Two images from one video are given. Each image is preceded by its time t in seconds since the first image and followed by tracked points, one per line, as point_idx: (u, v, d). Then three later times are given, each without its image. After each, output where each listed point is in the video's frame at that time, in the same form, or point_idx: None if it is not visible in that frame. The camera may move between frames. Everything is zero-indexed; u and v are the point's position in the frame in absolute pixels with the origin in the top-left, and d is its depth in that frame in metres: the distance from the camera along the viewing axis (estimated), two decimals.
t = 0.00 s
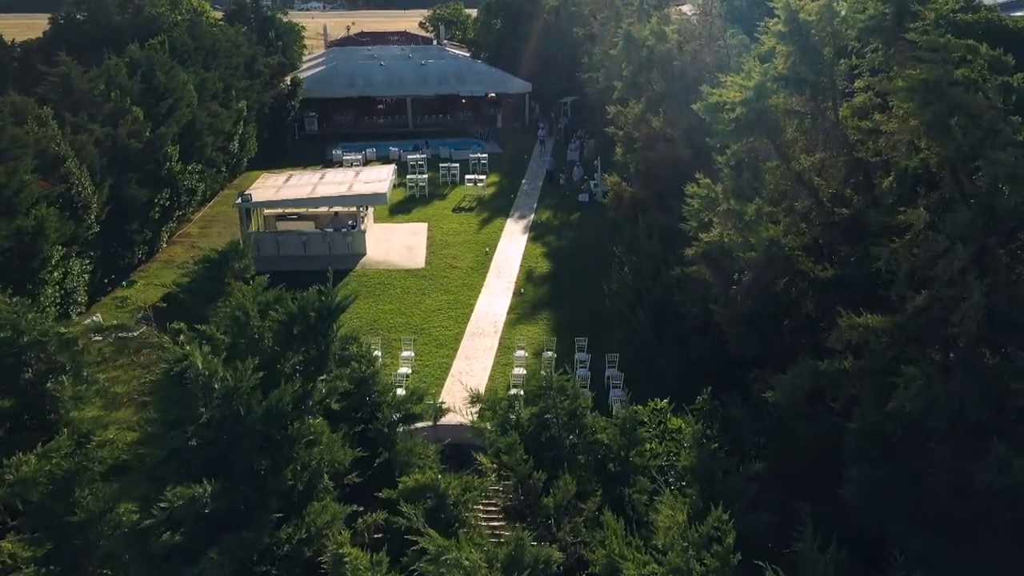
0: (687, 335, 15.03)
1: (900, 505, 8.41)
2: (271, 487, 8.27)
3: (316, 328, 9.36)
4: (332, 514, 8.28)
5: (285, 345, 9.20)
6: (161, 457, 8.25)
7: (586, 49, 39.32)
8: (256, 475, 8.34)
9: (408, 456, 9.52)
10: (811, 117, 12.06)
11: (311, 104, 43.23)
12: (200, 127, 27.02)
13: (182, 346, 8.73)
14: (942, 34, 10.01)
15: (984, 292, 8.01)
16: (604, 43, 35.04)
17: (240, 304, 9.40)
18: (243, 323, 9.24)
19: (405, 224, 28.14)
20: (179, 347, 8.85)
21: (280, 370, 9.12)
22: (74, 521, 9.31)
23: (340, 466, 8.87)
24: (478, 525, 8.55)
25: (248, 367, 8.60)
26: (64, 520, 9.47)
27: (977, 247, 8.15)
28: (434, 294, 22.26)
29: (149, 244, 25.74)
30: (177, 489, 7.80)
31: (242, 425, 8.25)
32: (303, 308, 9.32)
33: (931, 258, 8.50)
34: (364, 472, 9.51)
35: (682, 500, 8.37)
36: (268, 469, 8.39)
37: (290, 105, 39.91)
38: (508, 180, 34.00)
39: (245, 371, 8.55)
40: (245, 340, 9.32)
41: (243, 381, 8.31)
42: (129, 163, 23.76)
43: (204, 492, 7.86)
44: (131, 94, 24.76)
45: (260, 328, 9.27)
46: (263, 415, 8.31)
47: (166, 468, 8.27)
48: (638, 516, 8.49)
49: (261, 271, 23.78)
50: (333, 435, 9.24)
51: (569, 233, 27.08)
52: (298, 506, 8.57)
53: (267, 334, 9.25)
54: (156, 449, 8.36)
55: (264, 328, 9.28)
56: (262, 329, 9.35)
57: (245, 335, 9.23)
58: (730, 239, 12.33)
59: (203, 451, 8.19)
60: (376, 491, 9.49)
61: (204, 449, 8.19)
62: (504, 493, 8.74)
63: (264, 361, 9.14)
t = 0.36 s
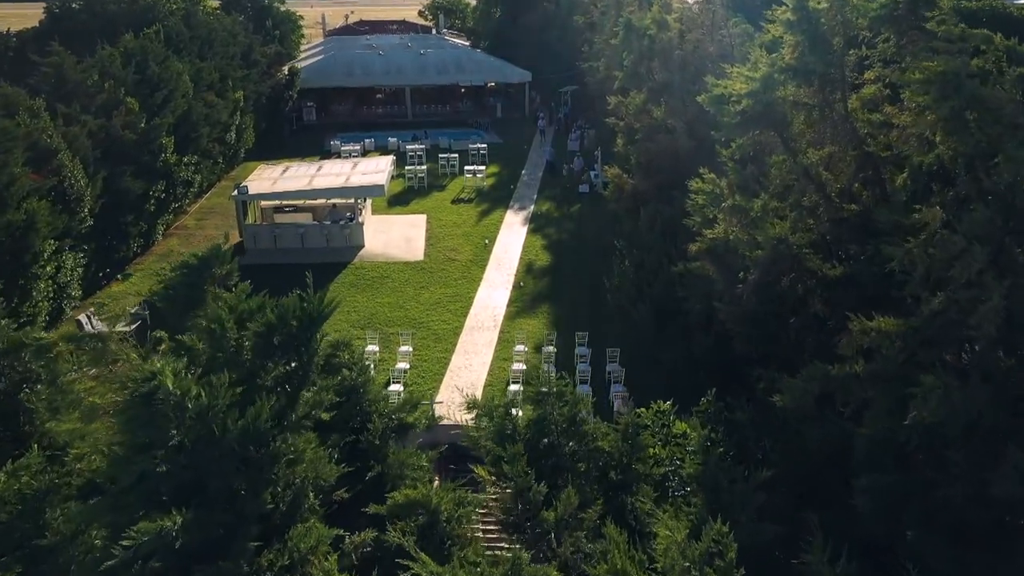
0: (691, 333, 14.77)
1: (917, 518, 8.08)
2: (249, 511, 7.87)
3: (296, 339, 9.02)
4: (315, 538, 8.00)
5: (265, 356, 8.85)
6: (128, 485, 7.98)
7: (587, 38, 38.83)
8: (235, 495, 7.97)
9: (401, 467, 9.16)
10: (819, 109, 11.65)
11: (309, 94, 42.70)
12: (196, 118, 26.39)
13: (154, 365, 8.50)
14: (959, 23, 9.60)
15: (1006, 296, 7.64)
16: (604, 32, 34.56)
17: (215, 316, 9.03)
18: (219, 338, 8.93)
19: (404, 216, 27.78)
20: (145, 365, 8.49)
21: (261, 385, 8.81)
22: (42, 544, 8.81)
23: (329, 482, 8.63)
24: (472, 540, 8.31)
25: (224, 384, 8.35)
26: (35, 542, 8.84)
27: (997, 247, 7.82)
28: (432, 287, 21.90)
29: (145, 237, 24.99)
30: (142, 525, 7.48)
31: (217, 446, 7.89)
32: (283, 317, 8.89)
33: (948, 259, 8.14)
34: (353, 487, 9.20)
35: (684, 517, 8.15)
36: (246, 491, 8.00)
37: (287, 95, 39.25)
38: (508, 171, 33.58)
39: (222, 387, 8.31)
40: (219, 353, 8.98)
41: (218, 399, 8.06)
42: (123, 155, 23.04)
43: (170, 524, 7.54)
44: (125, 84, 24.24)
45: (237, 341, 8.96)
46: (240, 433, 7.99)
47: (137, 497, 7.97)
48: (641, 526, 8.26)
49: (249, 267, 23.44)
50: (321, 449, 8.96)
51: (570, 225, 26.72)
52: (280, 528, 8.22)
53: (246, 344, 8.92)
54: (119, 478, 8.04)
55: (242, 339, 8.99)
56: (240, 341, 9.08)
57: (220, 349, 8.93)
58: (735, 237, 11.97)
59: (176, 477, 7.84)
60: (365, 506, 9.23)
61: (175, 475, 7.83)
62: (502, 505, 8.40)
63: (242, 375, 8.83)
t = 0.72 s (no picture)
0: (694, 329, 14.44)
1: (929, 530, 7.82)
2: (221, 543, 7.53)
3: (271, 354, 8.52)
4: (294, 569, 7.48)
5: (236, 373, 8.40)
6: (84, 526, 7.57)
7: (589, 24, 38.20)
8: (203, 529, 7.61)
9: (388, 486, 8.71)
10: (828, 101, 11.22)
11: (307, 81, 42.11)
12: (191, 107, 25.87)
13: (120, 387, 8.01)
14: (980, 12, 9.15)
15: None
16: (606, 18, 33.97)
17: (180, 333, 8.50)
18: (184, 356, 8.37)
19: (403, 206, 27.38)
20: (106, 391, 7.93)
21: (234, 404, 8.41)
22: (7, 573, 8.62)
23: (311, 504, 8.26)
24: (466, 554, 8.00)
25: (195, 407, 7.94)
26: None
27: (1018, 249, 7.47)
28: (431, 278, 21.55)
29: (141, 227, 24.57)
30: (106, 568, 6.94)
31: (185, 478, 7.49)
32: (255, 330, 8.48)
33: (967, 262, 7.78)
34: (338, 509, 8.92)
35: (687, 530, 7.90)
36: (218, 519, 7.68)
37: (284, 83, 38.62)
38: (508, 160, 33.12)
39: (192, 411, 7.92)
40: (188, 370, 8.54)
41: (187, 426, 7.63)
42: (117, 146, 22.59)
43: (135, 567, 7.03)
44: (118, 73, 23.64)
45: (204, 358, 8.45)
46: (214, 460, 7.60)
47: (100, 537, 7.52)
48: (643, 536, 8.08)
49: (241, 258, 23.07)
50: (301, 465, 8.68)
51: (570, 215, 26.35)
52: (257, 556, 7.96)
53: (217, 357, 8.48)
54: (78, 513, 7.60)
55: (211, 353, 8.51)
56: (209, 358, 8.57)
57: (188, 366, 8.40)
58: (742, 233, 11.58)
59: (141, 511, 7.43)
60: (349, 526, 8.87)
61: (140, 508, 7.42)
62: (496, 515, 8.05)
63: (212, 396, 8.37)
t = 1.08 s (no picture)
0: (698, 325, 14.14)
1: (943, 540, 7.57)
2: None
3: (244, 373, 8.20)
4: None
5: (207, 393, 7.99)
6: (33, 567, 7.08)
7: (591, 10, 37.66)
8: (173, 565, 7.32)
9: (376, 505, 8.45)
10: (837, 93, 10.83)
11: (305, 69, 41.56)
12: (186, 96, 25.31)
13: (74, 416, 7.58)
14: None
15: None
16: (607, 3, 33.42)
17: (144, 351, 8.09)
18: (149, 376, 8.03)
19: (402, 195, 27.01)
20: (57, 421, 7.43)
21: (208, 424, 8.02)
22: None
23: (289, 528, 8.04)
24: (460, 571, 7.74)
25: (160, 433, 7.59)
26: None
27: None
28: (430, 270, 21.22)
29: (136, 218, 24.12)
30: None
31: (152, 509, 7.17)
32: (229, 345, 8.10)
33: (985, 264, 7.45)
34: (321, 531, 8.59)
35: (690, 542, 7.56)
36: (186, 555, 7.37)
37: (282, 71, 38.07)
38: (508, 148, 32.69)
39: (157, 438, 7.57)
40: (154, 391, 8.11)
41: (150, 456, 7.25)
42: (109, 137, 21.99)
43: None
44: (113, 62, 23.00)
45: (169, 378, 8.06)
46: (179, 491, 7.29)
47: None
48: (645, 548, 7.75)
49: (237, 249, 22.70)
50: (285, 483, 8.41)
51: (571, 205, 26.00)
52: None
53: (186, 376, 8.08)
54: (24, 555, 7.07)
55: (182, 371, 8.13)
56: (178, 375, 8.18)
57: (152, 386, 7.99)
58: (748, 231, 11.22)
59: (100, 550, 7.07)
60: (335, 547, 8.58)
61: (99, 547, 7.04)
62: (490, 534, 7.83)
63: (181, 419, 8.01)
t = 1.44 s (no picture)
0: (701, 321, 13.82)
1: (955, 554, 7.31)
2: None
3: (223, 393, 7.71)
4: None
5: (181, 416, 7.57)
6: None
7: None
8: None
9: (368, 524, 8.20)
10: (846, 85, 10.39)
11: (302, 56, 40.97)
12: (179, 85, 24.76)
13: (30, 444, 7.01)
14: None
15: None
16: None
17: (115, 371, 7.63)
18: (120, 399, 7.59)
19: (400, 185, 26.63)
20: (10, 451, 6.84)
21: (185, 447, 7.67)
22: None
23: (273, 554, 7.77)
24: None
25: (127, 461, 7.12)
26: None
27: None
28: (429, 261, 20.90)
29: (131, 209, 23.70)
30: None
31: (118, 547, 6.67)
32: (208, 361, 7.66)
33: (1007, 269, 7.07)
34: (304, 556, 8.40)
35: (694, 558, 7.24)
36: None
37: (279, 59, 37.51)
38: (508, 137, 32.26)
39: (123, 468, 7.05)
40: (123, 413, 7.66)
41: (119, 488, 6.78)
42: (102, 126, 21.39)
43: None
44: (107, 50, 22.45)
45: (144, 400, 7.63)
46: (146, 527, 6.83)
47: None
48: (649, 562, 7.35)
49: (233, 240, 22.32)
50: (268, 505, 8.14)
51: (571, 195, 25.64)
52: None
53: (161, 396, 7.64)
54: None
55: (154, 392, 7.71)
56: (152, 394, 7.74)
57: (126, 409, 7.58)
58: (754, 228, 10.81)
59: None
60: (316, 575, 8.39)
61: None
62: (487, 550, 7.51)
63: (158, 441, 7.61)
